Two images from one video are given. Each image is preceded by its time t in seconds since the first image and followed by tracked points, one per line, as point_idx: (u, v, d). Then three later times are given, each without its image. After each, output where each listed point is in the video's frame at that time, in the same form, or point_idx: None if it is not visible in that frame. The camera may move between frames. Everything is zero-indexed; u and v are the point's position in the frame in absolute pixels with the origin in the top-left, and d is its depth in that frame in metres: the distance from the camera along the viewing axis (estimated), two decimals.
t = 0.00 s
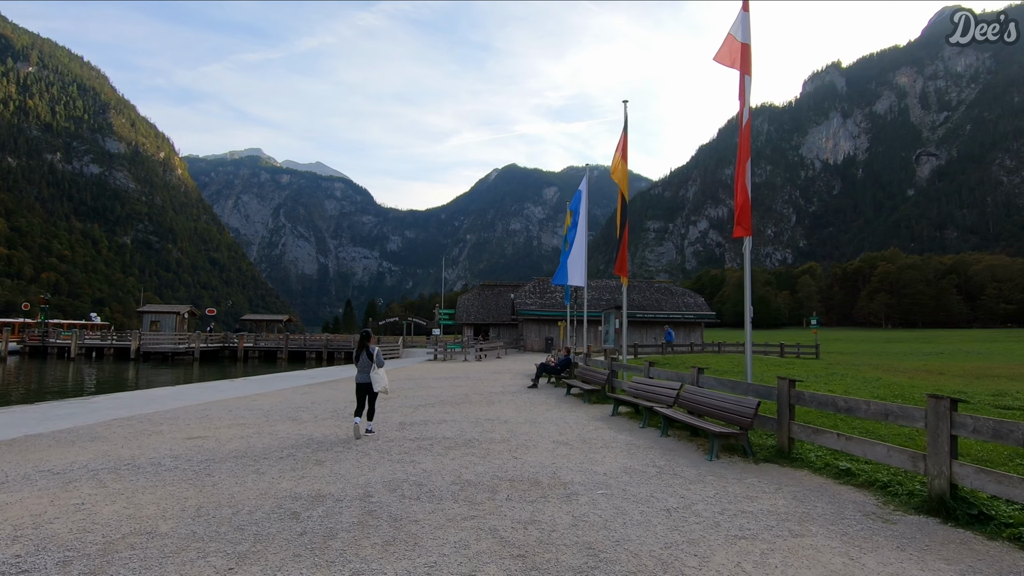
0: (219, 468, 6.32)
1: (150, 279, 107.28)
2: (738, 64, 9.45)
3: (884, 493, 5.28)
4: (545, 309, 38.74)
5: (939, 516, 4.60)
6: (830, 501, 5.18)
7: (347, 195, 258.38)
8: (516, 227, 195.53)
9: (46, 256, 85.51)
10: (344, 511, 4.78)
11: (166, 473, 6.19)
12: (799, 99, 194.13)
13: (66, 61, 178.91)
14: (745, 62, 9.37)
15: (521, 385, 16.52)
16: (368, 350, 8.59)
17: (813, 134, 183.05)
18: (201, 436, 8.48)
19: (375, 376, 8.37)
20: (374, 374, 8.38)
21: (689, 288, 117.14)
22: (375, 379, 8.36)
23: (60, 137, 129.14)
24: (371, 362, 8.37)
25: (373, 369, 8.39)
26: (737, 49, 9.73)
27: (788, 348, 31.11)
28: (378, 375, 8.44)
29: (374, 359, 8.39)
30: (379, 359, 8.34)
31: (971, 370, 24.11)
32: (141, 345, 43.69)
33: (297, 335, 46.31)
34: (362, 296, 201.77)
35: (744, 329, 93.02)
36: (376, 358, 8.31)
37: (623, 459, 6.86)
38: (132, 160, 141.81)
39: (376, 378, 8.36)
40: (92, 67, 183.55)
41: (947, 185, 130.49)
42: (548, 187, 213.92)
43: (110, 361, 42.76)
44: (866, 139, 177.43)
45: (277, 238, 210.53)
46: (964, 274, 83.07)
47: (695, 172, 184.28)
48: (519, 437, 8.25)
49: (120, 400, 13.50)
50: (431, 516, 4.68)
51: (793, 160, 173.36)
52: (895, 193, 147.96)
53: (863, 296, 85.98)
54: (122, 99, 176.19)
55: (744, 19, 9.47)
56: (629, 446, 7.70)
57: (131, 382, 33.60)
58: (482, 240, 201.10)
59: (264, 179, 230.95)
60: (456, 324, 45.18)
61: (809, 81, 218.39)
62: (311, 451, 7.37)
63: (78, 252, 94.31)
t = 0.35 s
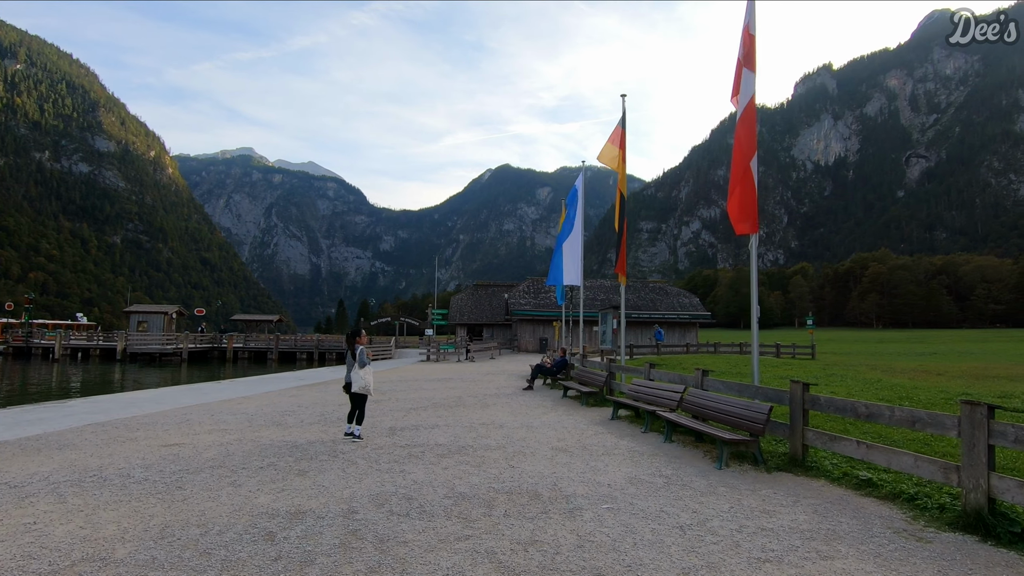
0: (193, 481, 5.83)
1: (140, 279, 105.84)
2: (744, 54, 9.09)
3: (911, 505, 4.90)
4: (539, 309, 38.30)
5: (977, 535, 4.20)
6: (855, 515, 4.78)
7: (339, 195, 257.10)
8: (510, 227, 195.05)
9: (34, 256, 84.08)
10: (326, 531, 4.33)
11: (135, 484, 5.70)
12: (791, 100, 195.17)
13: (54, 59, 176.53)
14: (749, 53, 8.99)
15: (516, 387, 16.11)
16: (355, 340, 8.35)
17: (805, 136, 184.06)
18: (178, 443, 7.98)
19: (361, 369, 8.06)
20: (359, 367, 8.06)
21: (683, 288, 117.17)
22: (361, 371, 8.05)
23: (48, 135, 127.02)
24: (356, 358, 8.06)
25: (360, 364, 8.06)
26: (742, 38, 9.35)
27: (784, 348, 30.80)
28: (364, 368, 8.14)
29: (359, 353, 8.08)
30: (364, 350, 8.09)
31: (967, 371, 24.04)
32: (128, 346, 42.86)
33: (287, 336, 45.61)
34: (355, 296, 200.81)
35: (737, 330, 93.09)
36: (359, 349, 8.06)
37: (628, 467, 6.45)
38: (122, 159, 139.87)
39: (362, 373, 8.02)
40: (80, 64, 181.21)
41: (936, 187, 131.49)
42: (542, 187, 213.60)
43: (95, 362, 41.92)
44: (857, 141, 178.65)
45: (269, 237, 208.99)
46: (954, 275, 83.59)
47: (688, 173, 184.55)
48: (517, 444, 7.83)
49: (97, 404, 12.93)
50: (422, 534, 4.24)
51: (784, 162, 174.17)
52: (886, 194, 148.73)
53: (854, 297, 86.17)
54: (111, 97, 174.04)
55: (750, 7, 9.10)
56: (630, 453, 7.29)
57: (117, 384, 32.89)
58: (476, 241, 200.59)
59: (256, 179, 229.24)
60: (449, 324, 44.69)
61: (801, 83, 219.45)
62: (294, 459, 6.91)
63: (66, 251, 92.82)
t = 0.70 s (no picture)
0: (156, 497, 5.30)
1: (128, 279, 104.11)
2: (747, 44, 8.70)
3: (941, 522, 4.53)
4: (532, 310, 37.90)
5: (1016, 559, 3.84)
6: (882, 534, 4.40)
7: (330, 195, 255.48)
8: (502, 228, 194.44)
9: (18, 256, 82.30)
10: (300, 559, 3.86)
11: (93, 502, 5.20)
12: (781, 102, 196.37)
13: (40, 56, 173.58)
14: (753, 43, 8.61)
15: (509, 389, 15.68)
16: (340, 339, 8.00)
17: (794, 138, 185.30)
18: (148, 453, 7.45)
19: (343, 369, 7.64)
20: (339, 370, 7.63)
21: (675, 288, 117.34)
22: (343, 372, 7.64)
23: (33, 133, 124.31)
24: (337, 357, 7.64)
25: (341, 366, 7.62)
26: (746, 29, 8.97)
27: (777, 348, 30.56)
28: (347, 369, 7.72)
29: (342, 353, 7.67)
30: (347, 351, 7.71)
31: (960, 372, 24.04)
32: (112, 347, 41.95)
33: (276, 336, 44.89)
34: (346, 296, 199.57)
35: (729, 330, 93.19)
36: (341, 350, 7.68)
37: (632, 480, 6.00)
38: (109, 158, 137.46)
39: (342, 378, 7.59)
40: (67, 62, 178.37)
41: (924, 188, 132.71)
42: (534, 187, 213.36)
43: (78, 364, 40.96)
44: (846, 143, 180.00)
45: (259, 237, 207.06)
46: (941, 276, 84.21)
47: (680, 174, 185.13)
48: (513, 454, 7.36)
49: (69, 410, 12.28)
50: (408, 562, 3.80)
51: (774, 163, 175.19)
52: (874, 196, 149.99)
53: (844, 297, 86.47)
54: (98, 95, 171.46)
55: None
56: (635, 463, 6.87)
57: (100, 386, 32.09)
58: (467, 241, 200.08)
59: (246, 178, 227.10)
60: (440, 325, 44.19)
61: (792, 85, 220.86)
62: (271, 472, 6.35)
63: (52, 251, 91.07)
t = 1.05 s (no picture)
0: (122, 512, 4.84)
1: (114, 279, 102.37)
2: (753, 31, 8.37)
3: (980, 536, 4.16)
4: (524, 310, 37.45)
5: None
6: (913, 549, 4.06)
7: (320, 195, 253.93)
8: (493, 228, 193.86)
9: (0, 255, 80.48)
10: None
11: (51, 517, 4.72)
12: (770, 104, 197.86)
13: (23, 52, 170.27)
14: (762, 27, 8.27)
15: (503, 391, 15.28)
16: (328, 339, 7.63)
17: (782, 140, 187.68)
18: (120, 461, 6.97)
19: (327, 371, 7.29)
20: (323, 371, 7.26)
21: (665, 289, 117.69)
22: (327, 374, 7.27)
23: (15, 130, 121.44)
24: (321, 358, 7.28)
25: (325, 368, 7.27)
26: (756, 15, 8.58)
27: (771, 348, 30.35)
28: (332, 371, 7.36)
29: (326, 353, 7.31)
30: (333, 352, 7.35)
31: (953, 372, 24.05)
32: (94, 348, 40.94)
33: (264, 337, 44.15)
34: (335, 296, 198.19)
35: (718, 330, 93.39)
36: (326, 351, 7.31)
37: (640, 489, 5.60)
38: (95, 156, 135.04)
39: (325, 380, 7.20)
40: (51, 58, 175.16)
41: (909, 189, 134.29)
42: (525, 188, 213.13)
43: (59, 366, 39.90)
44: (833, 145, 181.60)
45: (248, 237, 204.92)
46: (927, 277, 85.06)
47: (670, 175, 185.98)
48: (513, 460, 6.96)
49: (43, 414, 11.71)
50: None
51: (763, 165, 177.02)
52: (861, 197, 151.30)
53: (833, 298, 86.87)
54: (83, 92, 168.53)
55: None
56: (640, 470, 6.48)
57: (81, 388, 31.24)
58: (458, 242, 199.48)
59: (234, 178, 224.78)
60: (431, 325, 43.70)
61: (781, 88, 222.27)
62: (251, 481, 5.91)
63: (36, 250, 89.41)
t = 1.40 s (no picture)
0: (76, 534, 4.36)
1: (98, 279, 100.54)
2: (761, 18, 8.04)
3: (1021, 558, 3.83)
4: (515, 310, 37.02)
5: None
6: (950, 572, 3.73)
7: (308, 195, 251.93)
8: (483, 228, 193.24)
9: None
10: None
11: None
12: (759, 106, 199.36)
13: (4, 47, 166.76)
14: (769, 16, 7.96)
15: (496, 394, 14.91)
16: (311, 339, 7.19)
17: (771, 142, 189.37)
18: (86, 473, 6.47)
19: (309, 376, 6.86)
20: (304, 377, 6.83)
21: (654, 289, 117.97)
22: (309, 379, 6.85)
23: None
24: (303, 363, 6.85)
25: (306, 373, 6.85)
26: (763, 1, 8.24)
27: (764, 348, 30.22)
28: (314, 376, 6.95)
29: (308, 357, 6.88)
30: (315, 356, 6.92)
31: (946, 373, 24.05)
32: (75, 349, 39.90)
33: (250, 338, 43.31)
34: (324, 297, 196.73)
35: (707, 331, 93.70)
36: (308, 354, 6.87)
37: (647, 503, 5.23)
38: (79, 155, 132.44)
39: (307, 385, 6.77)
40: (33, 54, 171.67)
41: (894, 192, 136.10)
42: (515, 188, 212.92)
43: (37, 368, 38.77)
44: (820, 147, 183.41)
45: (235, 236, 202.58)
46: (912, 278, 86.03)
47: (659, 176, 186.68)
48: (511, 469, 6.57)
49: (13, 420, 11.11)
50: None
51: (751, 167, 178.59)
52: (847, 199, 152.92)
53: (819, 299, 87.45)
54: (66, 89, 165.34)
55: None
56: (646, 479, 6.10)
57: (61, 391, 30.35)
58: (448, 242, 198.75)
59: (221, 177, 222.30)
60: (421, 326, 43.17)
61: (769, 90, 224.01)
62: (228, 495, 5.44)
63: (17, 249, 87.55)
